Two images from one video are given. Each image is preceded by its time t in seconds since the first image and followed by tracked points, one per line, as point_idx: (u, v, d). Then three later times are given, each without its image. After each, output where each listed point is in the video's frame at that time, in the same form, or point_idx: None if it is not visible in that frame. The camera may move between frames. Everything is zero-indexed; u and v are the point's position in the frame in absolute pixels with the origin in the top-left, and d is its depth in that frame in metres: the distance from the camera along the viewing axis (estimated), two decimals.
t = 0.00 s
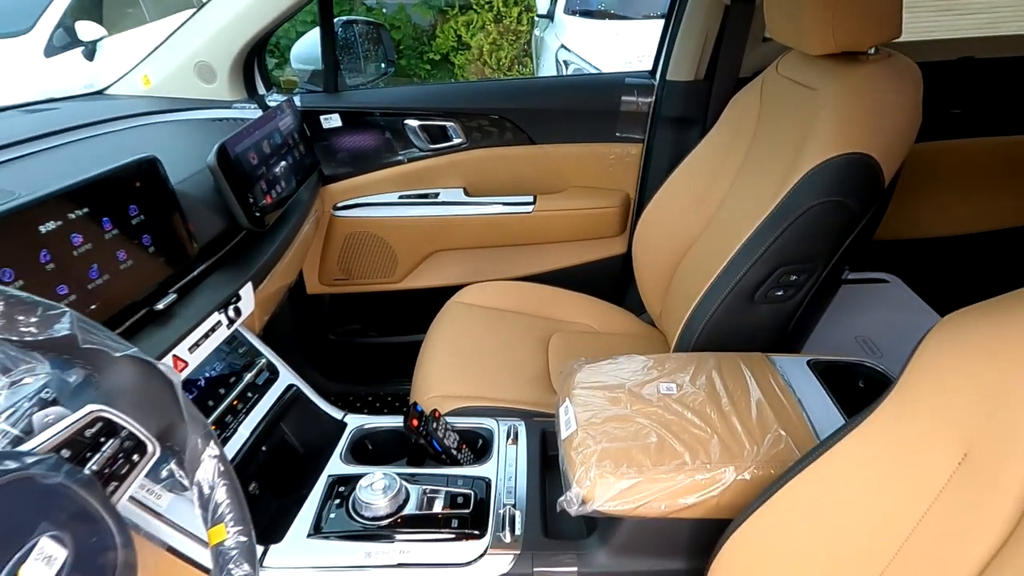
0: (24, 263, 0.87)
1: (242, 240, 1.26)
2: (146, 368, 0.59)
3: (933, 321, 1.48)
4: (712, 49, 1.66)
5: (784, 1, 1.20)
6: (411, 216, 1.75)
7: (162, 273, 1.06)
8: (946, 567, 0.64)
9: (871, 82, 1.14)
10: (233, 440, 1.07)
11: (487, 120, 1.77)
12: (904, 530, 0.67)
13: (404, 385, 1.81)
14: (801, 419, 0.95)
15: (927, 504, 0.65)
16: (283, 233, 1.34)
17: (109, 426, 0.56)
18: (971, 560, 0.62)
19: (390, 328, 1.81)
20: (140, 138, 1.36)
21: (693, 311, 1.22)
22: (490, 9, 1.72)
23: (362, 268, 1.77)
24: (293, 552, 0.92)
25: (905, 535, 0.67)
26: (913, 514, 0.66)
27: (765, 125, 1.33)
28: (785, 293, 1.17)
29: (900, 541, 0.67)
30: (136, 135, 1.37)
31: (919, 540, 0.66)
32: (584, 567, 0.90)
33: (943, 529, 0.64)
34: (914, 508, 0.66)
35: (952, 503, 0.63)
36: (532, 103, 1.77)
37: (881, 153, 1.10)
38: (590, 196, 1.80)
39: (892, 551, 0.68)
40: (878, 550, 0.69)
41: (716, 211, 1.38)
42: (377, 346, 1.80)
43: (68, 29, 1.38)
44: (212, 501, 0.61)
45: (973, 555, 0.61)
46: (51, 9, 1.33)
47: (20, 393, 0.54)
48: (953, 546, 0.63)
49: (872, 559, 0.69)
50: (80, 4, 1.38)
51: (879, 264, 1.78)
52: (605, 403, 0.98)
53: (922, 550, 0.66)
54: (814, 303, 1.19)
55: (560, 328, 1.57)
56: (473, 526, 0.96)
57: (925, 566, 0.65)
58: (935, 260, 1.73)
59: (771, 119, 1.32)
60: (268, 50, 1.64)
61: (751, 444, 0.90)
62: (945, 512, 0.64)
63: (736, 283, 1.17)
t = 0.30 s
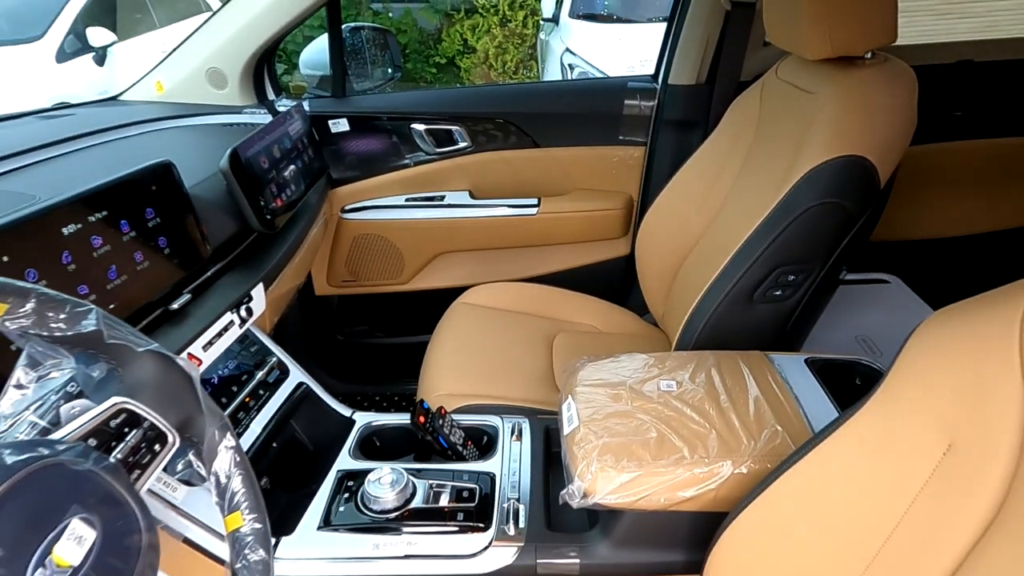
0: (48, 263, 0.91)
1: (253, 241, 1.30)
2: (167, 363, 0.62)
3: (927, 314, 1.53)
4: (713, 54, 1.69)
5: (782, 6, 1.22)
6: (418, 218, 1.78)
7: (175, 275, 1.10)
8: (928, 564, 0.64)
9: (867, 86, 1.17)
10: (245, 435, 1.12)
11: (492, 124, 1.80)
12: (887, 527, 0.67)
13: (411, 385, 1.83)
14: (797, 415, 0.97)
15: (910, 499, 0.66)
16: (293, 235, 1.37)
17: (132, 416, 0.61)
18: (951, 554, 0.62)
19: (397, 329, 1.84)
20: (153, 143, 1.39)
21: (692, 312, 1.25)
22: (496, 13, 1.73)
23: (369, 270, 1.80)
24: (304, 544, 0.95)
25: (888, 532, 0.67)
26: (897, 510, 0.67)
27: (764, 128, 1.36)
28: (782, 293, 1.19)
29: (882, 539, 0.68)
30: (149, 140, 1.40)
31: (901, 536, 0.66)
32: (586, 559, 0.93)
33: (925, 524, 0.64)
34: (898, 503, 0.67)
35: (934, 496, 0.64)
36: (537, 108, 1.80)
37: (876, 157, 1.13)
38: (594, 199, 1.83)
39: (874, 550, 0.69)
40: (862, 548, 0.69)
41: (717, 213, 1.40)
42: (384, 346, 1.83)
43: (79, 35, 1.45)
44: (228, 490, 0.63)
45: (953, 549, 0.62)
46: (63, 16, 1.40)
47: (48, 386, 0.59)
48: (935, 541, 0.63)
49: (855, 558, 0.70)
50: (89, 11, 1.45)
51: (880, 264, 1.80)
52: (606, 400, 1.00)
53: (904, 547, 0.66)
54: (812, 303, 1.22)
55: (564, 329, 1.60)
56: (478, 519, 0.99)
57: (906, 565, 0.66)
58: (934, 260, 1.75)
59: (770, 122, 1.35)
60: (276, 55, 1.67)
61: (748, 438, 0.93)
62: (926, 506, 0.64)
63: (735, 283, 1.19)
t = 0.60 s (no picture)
0: (57, 256, 0.94)
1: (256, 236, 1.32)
2: (174, 350, 0.65)
3: (914, 301, 1.57)
4: (708, 51, 1.72)
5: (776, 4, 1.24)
6: (418, 214, 1.80)
7: (179, 269, 1.12)
8: (907, 543, 0.66)
9: (858, 82, 1.19)
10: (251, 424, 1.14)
11: (492, 121, 1.82)
12: (869, 509, 0.70)
13: (411, 378, 1.86)
14: (788, 403, 1.00)
15: (891, 481, 0.68)
16: (295, 231, 1.40)
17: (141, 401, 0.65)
18: (929, 533, 0.65)
19: (398, 323, 1.87)
20: (158, 140, 1.42)
21: (687, 305, 1.27)
22: (497, 9, 1.78)
23: (370, 265, 1.83)
24: (307, 530, 0.98)
25: (870, 514, 0.70)
26: (879, 491, 0.69)
27: (758, 124, 1.38)
28: (775, 285, 1.22)
29: (865, 521, 0.70)
30: (154, 137, 1.43)
31: (883, 517, 0.69)
32: (581, 544, 0.95)
33: (904, 505, 0.67)
34: (880, 485, 0.69)
35: (913, 477, 0.67)
36: (536, 104, 1.82)
37: (866, 150, 1.15)
38: (592, 194, 1.85)
39: (856, 532, 0.71)
40: (845, 531, 0.72)
41: (712, 208, 1.42)
42: (385, 340, 1.85)
43: (81, 33, 1.48)
44: (233, 472, 0.64)
45: (931, 527, 0.65)
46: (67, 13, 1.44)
47: (60, 373, 0.62)
48: (914, 519, 0.66)
49: (839, 540, 0.72)
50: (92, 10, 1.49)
51: (876, 259, 1.82)
52: (602, 389, 1.03)
53: (886, 528, 0.68)
54: (805, 295, 1.24)
55: (562, 322, 1.62)
56: (476, 505, 1.01)
57: (887, 545, 0.68)
58: (931, 255, 1.76)
59: (764, 118, 1.37)
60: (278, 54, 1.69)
61: (739, 426, 0.95)
62: (907, 488, 0.67)
63: (728, 276, 1.22)
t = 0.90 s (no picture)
0: (64, 253, 0.96)
1: (258, 233, 1.33)
2: (180, 343, 0.66)
3: (906, 294, 1.59)
4: (704, 55, 1.73)
5: (771, 5, 1.26)
6: (418, 212, 1.82)
7: (183, 266, 1.14)
8: (893, 532, 0.68)
9: (852, 82, 1.20)
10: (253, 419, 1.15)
11: (491, 120, 1.84)
12: (858, 500, 0.72)
13: (411, 375, 1.88)
14: (781, 398, 1.02)
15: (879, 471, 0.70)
16: (296, 228, 1.41)
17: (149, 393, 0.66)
18: (914, 520, 0.67)
19: (398, 321, 1.88)
20: (161, 138, 1.44)
21: (682, 302, 1.29)
22: (496, 9, 1.79)
23: (371, 263, 1.84)
24: (308, 522, 1.00)
25: (859, 504, 0.72)
26: (868, 481, 0.71)
27: (754, 123, 1.40)
28: (770, 282, 1.24)
29: (854, 511, 0.72)
30: (157, 136, 1.45)
31: (872, 507, 0.71)
32: (578, 537, 0.97)
33: (892, 494, 0.69)
34: (869, 475, 0.71)
35: (900, 467, 0.69)
36: (535, 104, 1.83)
37: (858, 148, 1.17)
38: (591, 193, 1.87)
39: (846, 522, 0.73)
40: (835, 521, 0.74)
41: (709, 207, 1.44)
42: (385, 338, 1.87)
43: (82, 32, 1.48)
44: (238, 463, 0.66)
45: (916, 515, 0.66)
46: (69, 10, 1.44)
47: (69, 365, 0.64)
48: (899, 508, 0.68)
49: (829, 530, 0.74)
50: (93, 9, 1.48)
51: (873, 258, 1.82)
52: (599, 384, 1.05)
53: (874, 517, 0.70)
54: (799, 293, 1.26)
55: (560, 319, 1.64)
56: (475, 498, 1.03)
57: (875, 534, 0.70)
58: (929, 253, 1.76)
59: (759, 117, 1.39)
60: (280, 54, 1.71)
61: (733, 420, 0.97)
62: (894, 477, 0.69)
63: (724, 274, 1.24)
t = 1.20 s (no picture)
0: (75, 250, 0.97)
1: (264, 232, 1.36)
2: (193, 338, 0.67)
3: (905, 292, 1.60)
4: (708, 51, 1.75)
5: (773, 6, 1.27)
6: (420, 211, 1.84)
7: (191, 263, 1.15)
8: (894, 524, 0.70)
9: (853, 83, 1.21)
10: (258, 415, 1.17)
11: (494, 119, 1.85)
12: (858, 493, 0.73)
13: (414, 373, 1.89)
14: (782, 394, 1.03)
15: (879, 466, 0.72)
16: (301, 227, 1.43)
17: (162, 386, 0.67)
18: (915, 512, 0.68)
19: (401, 319, 1.89)
20: (167, 137, 1.45)
21: (684, 301, 1.30)
22: (498, 9, 1.78)
23: (374, 261, 1.86)
24: (315, 517, 1.01)
25: (859, 498, 0.73)
26: (868, 475, 0.73)
27: (755, 123, 1.41)
28: (771, 281, 1.25)
29: (854, 505, 0.74)
30: (164, 134, 1.46)
31: (871, 501, 0.72)
32: (582, 531, 0.98)
33: (892, 488, 0.71)
34: (869, 469, 0.72)
35: (901, 462, 0.70)
36: (538, 103, 1.84)
37: (860, 148, 1.18)
38: (593, 192, 1.88)
39: (846, 515, 0.74)
40: (835, 515, 0.75)
41: (711, 206, 1.45)
42: (388, 336, 1.88)
43: (85, 32, 1.51)
44: (249, 456, 0.67)
45: (917, 507, 0.68)
46: (69, 12, 1.47)
47: (83, 360, 0.65)
48: (900, 502, 0.70)
49: (829, 524, 0.75)
50: (94, 9, 1.51)
51: (873, 256, 1.83)
52: (602, 381, 1.06)
53: (875, 511, 0.72)
54: (800, 291, 1.27)
55: (563, 318, 1.65)
56: (480, 493, 1.04)
57: (875, 526, 0.72)
58: (929, 253, 1.77)
59: (761, 117, 1.40)
60: (286, 55, 1.73)
61: (735, 417, 0.98)
62: (894, 471, 0.71)
63: (725, 272, 1.25)
